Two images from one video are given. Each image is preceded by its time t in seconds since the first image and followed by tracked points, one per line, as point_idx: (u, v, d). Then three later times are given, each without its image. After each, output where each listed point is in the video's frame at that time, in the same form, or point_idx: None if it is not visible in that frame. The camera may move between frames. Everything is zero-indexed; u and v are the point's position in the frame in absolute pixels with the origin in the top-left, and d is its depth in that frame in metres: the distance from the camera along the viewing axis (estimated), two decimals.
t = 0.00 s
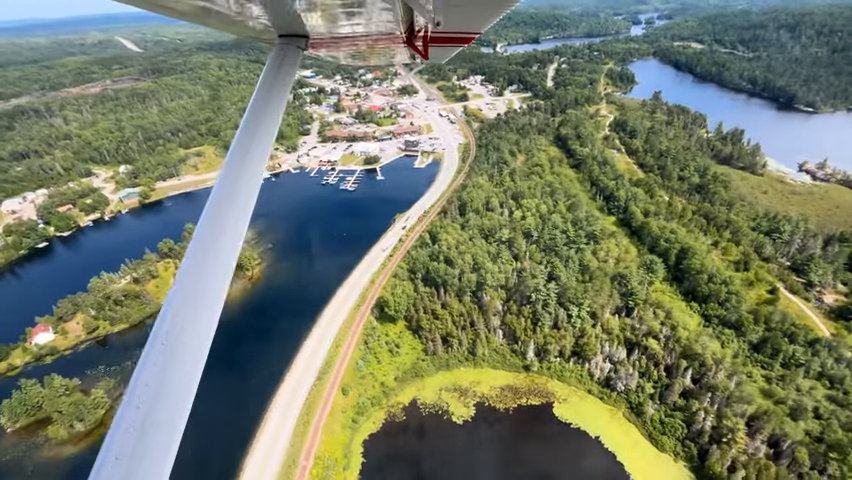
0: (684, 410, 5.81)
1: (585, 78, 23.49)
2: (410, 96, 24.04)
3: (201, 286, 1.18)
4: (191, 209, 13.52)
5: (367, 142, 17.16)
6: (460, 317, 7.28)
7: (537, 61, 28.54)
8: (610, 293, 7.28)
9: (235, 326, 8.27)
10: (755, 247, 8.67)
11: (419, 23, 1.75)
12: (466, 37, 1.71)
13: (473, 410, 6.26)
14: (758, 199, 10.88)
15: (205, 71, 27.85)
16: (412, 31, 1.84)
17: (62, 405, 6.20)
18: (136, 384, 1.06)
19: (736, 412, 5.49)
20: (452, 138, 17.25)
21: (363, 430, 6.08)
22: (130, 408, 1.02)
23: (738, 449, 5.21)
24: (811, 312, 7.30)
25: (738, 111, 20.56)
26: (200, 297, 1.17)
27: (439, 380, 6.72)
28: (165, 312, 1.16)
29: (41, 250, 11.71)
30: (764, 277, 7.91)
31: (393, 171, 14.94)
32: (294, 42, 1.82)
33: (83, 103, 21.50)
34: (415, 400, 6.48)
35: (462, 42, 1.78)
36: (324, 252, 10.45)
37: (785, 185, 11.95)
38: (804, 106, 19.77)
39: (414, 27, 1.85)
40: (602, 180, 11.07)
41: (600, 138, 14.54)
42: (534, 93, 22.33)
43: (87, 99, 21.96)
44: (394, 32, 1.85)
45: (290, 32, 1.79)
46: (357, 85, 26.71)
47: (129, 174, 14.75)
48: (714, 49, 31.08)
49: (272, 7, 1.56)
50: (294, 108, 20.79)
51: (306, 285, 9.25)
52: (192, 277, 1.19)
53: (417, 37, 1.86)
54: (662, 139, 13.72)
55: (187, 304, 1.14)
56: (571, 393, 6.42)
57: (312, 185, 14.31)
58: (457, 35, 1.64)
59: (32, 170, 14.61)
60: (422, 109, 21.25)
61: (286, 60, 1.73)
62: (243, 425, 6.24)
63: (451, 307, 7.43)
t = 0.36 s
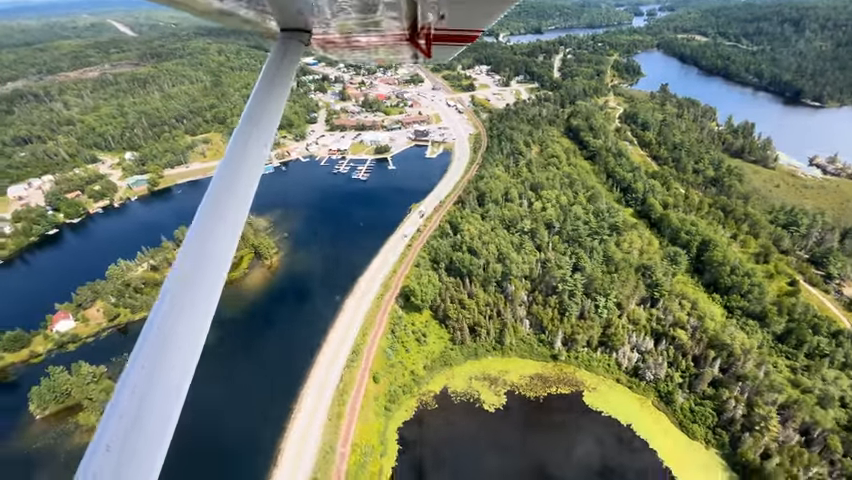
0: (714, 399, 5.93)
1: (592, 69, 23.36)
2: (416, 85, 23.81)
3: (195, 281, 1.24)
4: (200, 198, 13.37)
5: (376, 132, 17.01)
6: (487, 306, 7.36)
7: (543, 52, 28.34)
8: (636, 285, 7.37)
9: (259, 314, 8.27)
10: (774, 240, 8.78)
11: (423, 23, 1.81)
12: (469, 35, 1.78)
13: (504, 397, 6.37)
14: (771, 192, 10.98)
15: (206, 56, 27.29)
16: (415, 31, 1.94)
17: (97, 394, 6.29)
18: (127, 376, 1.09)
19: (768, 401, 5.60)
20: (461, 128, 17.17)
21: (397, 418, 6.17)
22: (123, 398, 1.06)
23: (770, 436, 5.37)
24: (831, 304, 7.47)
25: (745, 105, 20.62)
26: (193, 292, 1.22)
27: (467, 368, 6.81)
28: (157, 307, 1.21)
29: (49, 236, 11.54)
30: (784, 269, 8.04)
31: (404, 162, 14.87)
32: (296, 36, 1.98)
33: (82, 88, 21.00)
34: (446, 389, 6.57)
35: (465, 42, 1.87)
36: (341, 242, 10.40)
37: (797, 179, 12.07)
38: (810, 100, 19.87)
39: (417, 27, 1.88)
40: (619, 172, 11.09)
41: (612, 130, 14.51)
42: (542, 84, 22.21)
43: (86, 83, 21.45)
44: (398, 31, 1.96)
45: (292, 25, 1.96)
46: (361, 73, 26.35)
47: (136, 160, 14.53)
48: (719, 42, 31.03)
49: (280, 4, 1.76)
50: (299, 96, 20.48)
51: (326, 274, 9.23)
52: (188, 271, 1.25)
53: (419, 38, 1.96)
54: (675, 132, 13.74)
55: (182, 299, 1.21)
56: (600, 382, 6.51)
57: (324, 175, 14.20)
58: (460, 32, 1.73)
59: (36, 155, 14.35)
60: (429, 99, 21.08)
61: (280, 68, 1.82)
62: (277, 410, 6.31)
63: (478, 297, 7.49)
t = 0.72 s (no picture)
0: (756, 376, 6.83)
1: (598, 49, 23.05)
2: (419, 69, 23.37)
3: (197, 296, 1.51)
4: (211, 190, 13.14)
5: (386, 118, 16.82)
6: (521, 291, 8.21)
7: (545, 33, 27.93)
8: (668, 266, 8.00)
9: (314, 306, 9.18)
10: (800, 219, 8.92)
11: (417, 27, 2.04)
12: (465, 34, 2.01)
13: (548, 379, 7.42)
14: (789, 172, 11.07)
15: (202, 43, 26.61)
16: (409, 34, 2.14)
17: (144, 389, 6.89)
18: (144, 377, 1.37)
19: (809, 379, 6.41)
20: (471, 113, 17.03)
21: (441, 402, 7.18)
22: (144, 394, 1.34)
23: (814, 410, 6.22)
24: None
25: (752, 84, 20.56)
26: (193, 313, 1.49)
27: (506, 353, 7.83)
28: (165, 321, 1.48)
29: (65, 232, 11.58)
30: (811, 248, 8.26)
31: (418, 147, 14.80)
32: (292, 43, 2.14)
33: (79, 79, 20.50)
34: (487, 373, 7.61)
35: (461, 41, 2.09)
36: (371, 235, 10.84)
37: (811, 158, 12.21)
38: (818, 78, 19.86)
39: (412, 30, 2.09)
40: (640, 155, 11.11)
41: (625, 112, 14.42)
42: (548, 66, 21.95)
43: (82, 74, 20.93)
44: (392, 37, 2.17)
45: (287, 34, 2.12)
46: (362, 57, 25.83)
47: (144, 152, 14.34)
48: (722, 20, 30.67)
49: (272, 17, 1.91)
50: (302, 83, 20.12)
51: (364, 267, 9.84)
52: (192, 287, 1.52)
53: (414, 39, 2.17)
54: (690, 113, 13.70)
55: (187, 311, 1.47)
56: (638, 363, 7.55)
57: (340, 162, 14.09)
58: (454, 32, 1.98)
59: (43, 150, 14.16)
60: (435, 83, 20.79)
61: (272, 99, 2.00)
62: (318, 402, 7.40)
63: (516, 284, 8.29)
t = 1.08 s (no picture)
0: (732, 385, 7.38)
1: (565, 76, 24.40)
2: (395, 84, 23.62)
3: (139, 290, 1.36)
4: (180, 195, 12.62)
5: (364, 130, 16.81)
6: (513, 305, 8.44)
7: (515, 58, 29.25)
8: (648, 282, 8.54)
9: (300, 321, 8.90)
10: (757, 240, 9.78)
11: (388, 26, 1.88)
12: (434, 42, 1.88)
13: (541, 392, 7.58)
14: (742, 197, 12.14)
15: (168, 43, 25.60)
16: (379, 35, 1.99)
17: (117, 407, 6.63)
18: (67, 380, 1.21)
19: (778, 384, 6.96)
20: (448, 129, 17.40)
21: (440, 417, 7.14)
22: (67, 399, 1.17)
23: (786, 415, 6.75)
24: (809, 296, 8.78)
25: (702, 116, 22.48)
26: (141, 295, 1.36)
27: (502, 366, 7.93)
28: (97, 315, 1.32)
29: (16, 236, 10.89)
30: (768, 267, 9.09)
31: (398, 160, 14.88)
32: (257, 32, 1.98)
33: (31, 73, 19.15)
34: (483, 386, 7.64)
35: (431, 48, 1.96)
36: (356, 247, 10.72)
37: (758, 184, 13.47)
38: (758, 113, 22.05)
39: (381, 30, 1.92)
40: (614, 176, 11.80)
41: (595, 135, 15.29)
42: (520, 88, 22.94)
43: (35, 69, 19.57)
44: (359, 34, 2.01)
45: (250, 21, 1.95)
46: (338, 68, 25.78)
47: (107, 154, 13.57)
48: (673, 56, 33.47)
49: None
50: (277, 91, 19.77)
51: (353, 277, 9.84)
52: (133, 279, 1.37)
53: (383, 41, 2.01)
54: (654, 138, 14.76)
55: (123, 305, 1.32)
56: (626, 374, 7.90)
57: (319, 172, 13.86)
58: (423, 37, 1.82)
59: None
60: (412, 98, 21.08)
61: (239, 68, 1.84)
62: (302, 422, 7.19)
63: (507, 297, 8.55)
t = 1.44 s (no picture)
0: (743, 377, 7.78)
1: (552, 79, 24.90)
2: (386, 86, 23.63)
3: (116, 297, 1.33)
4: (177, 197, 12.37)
5: (361, 131, 16.77)
6: (529, 304, 8.64)
7: (502, 61, 29.65)
8: (657, 279, 8.91)
9: (315, 324, 8.88)
10: (751, 237, 10.26)
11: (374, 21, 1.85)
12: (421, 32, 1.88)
13: (563, 388, 7.77)
14: (731, 196, 12.69)
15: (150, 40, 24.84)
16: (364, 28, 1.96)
17: (141, 416, 6.53)
18: (43, 389, 1.18)
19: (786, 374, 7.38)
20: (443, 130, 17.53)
21: (468, 415, 7.25)
22: (43, 410, 1.15)
23: (797, 403, 7.14)
24: (802, 289, 9.34)
25: (684, 119, 23.35)
26: (121, 299, 1.33)
27: (522, 363, 8.11)
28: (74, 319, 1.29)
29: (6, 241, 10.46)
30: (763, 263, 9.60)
31: (398, 162, 14.93)
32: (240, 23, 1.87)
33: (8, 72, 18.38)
34: (506, 384, 7.80)
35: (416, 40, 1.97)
36: (365, 249, 10.75)
37: (744, 184, 14.08)
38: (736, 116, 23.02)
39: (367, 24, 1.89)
40: (612, 177, 12.17)
41: (588, 137, 15.70)
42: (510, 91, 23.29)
43: (12, 67, 18.79)
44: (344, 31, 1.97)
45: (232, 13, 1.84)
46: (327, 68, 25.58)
47: (99, 157, 13.22)
48: (652, 60, 34.58)
49: None
50: (268, 91, 19.51)
51: (363, 279, 9.88)
52: (111, 283, 1.33)
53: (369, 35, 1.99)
54: (646, 140, 15.25)
55: (100, 313, 1.29)
56: (642, 368, 8.18)
57: (318, 174, 13.75)
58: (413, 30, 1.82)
59: None
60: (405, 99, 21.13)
61: (229, 46, 1.80)
62: (324, 425, 7.17)
63: (523, 296, 8.77)
